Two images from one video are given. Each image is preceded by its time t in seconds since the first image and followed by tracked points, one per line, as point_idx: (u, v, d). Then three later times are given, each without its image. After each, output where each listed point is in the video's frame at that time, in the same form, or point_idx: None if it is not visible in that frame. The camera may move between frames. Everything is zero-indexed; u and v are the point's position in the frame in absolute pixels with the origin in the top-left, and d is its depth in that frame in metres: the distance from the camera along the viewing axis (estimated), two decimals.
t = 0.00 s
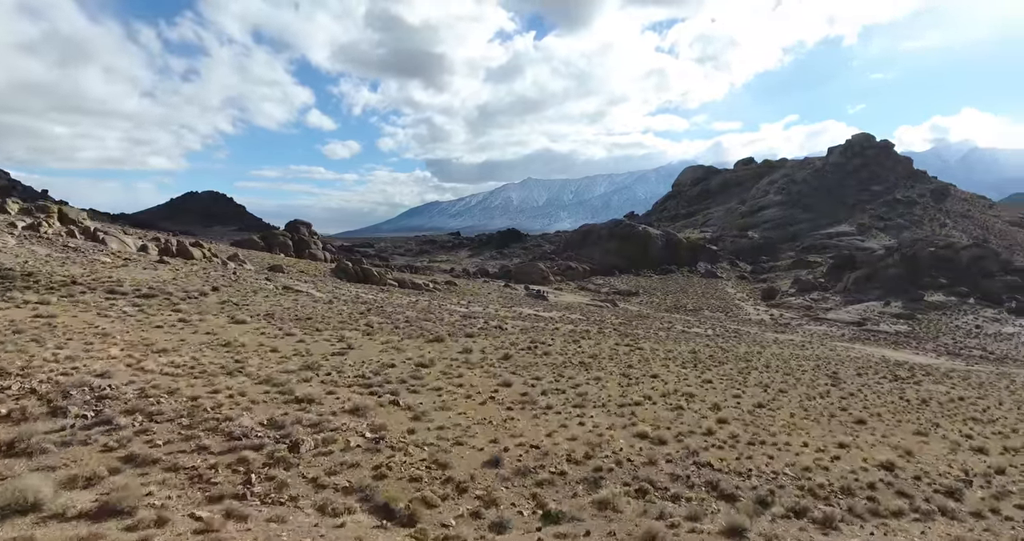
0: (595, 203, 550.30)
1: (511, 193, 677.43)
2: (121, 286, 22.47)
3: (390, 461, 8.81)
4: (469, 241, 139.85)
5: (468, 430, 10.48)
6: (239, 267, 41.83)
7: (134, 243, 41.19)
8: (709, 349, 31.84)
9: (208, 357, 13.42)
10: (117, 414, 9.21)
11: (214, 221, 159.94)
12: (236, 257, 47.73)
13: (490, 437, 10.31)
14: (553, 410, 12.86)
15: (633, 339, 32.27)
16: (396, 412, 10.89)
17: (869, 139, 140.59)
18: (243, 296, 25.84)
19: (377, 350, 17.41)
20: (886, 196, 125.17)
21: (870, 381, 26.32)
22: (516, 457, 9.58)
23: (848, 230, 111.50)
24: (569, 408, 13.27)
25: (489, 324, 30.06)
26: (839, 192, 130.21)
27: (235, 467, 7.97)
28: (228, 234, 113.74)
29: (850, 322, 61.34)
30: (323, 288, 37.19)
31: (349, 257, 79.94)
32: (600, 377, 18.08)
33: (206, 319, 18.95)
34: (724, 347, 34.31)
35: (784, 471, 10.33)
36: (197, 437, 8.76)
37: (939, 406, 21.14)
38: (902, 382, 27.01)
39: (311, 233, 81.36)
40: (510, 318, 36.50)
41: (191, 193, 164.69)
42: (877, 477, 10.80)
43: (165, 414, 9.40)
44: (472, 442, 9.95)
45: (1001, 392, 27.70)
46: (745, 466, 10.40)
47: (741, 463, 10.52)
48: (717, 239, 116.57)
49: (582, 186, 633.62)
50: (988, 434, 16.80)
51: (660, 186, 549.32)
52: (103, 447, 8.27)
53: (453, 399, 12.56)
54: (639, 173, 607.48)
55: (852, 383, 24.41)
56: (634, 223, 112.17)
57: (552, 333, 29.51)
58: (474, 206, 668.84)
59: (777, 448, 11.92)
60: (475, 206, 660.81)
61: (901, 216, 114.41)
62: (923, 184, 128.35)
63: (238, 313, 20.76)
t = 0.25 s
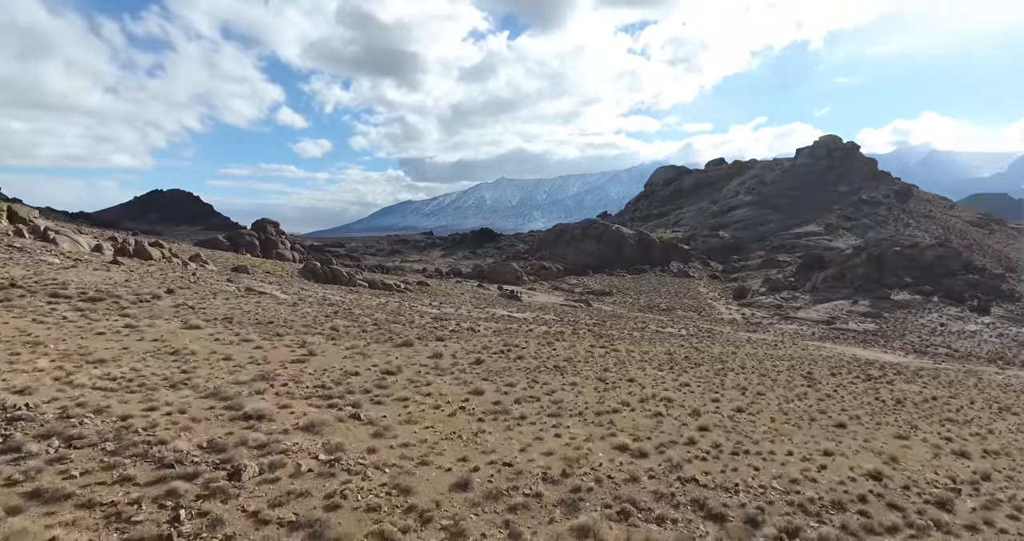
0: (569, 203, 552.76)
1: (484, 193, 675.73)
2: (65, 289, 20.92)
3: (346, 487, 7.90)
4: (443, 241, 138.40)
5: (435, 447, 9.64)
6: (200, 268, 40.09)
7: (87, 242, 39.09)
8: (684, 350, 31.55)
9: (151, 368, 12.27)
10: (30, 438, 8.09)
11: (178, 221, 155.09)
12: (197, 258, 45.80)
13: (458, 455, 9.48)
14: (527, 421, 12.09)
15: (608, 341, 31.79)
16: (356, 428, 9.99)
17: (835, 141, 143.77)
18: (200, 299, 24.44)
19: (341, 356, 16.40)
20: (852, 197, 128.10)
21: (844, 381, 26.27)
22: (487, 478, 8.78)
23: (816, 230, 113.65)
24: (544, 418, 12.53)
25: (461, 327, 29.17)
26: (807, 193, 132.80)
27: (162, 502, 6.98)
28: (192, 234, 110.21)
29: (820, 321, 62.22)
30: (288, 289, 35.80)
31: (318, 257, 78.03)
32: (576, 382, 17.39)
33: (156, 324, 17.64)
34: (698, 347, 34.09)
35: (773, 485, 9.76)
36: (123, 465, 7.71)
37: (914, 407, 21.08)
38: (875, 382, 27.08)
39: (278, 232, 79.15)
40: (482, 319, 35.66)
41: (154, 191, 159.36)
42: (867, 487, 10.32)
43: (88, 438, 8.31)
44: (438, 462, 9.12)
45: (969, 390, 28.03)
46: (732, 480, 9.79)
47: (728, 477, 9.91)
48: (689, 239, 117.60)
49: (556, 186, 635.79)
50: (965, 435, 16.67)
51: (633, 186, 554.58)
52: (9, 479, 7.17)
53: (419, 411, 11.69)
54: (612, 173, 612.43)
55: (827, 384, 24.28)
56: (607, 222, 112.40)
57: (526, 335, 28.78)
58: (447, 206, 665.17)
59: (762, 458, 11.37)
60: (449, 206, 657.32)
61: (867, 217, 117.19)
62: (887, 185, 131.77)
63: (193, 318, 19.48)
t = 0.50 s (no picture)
0: (549, 203, 553.71)
1: (464, 192, 673.11)
2: (14, 292, 19.51)
3: (307, 520, 7.04)
4: (421, 241, 136.88)
5: (408, 469, 8.80)
6: (167, 269, 38.51)
7: (46, 242, 37.24)
8: (668, 351, 31.09)
9: (96, 381, 11.15)
10: None
11: (148, 220, 150.87)
12: (165, 258, 44.07)
13: (435, 477, 8.67)
14: (509, 434, 11.31)
15: (590, 342, 31.15)
16: (321, 446, 9.07)
17: (810, 142, 145.93)
18: (163, 302, 23.15)
19: (310, 363, 15.42)
20: (828, 197, 130.05)
21: (829, 383, 26.07)
22: (466, 503, 7.98)
23: (792, 230, 115.05)
24: (527, 430, 11.74)
25: (439, 329, 28.28)
26: (784, 194, 134.46)
27: None
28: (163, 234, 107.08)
29: (798, 320, 62.71)
30: (260, 291, 34.49)
31: (293, 257, 76.23)
32: (560, 388, 16.66)
33: (110, 330, 16.41)
34: (681, 348, 33.66)
35: (774, 505, 9.14)
36: (43, 499, 6.66)
37: (900, 409, 20.88)
38: (859, 383, 26.99)
39: (252, 232, 77.16)
40: (461, 321, 34.77)
41: (124, 190, 154.77)
42: (870, 504, 9.78)
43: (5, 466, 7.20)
44: (412, 485, 8.29)
45: (949, 389, 28.16)
46: (731, 499, 9.15)
47: (725, 496, 9.29)
48: (668, 238, 118.09)
49: (536, 186, 636.38)
50: (956, 439, 16.42)
51: (612, 187, 557.71)
52: None
53: (393, 425, 10.83)
54: (592, 174, 615.28)
55: (812, 386, 24.03)
56: (588, 222, 112.22)
57: (507, 338, 27.98)
58: (426, 205, 661.08)
59: (759, 471, 10.78)
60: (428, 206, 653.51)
61: (842, 217, 119.08)
62: (861, 186, 134.11)
63: (152, 322, 18.24)
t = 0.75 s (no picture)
0: (541, 203, 553.43)
1: (456, 192, 671.17)
2: None
3: None
4: (413, 240, 135.74)
5: (393, 493, 8.02)
6: (150, 269, 37.41)
7: (24, 242, 36.03)
8: (664, 354, 30.41)
9: (54, 392, 10.25)
10: None
11: (136, 219, 148.71)
12: (149, 258, 42.90)
13: (423, 502, 7.88)
14: (504, 448, 10.56)
15: (585, 345, 30.40)
16: (298, 467, 8.27)
17: (802, 142, 146.27)
18: (142, 304, 22.15)
19: (292, 371, 14.56)
20: (820, 197, 130.32)
21: (830, 386, 25.51)
22: (456, 533, 7.21)
23: (786, 230, 115.01)
24: (523, 443, 10.99)
25: (430, 332, 27.39)
26: (776, 194, 134.55)
27: None
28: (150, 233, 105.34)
29: (793, 321, 62.40)
30: (245, 292, 33.50)
31: (283, 257, 75.05)
32: (556, 395, 15.89)
33: (79, 335, 15.44)
34: (678, 350, 33.02)
35: (791, 529, 8.45)
36: None
37: (905, 415, 20.34)
38: (859, 386, 26.52)
39: (240, 231, 75.88)
40: (453, 323, 33.94)
41: (111, 189, 152.49)
42: (893, 525, 9.13)
43: None
44: (397, 513, 7.50)
45: (950, 392, 27.73)
46: (744, 522, 8.46)
47: (739, 519, 8.59)
48: (661, 238, 117.76)
49: (528, 186, 635.99)
50: (966, 448, 15.89)
51: (604, 187, 558.21)
52: None
53: (378, 441, 10.03)
54: (584, 174, 615.66)
55: (814, 391, 23.46)
56: (581, 222, 111.61)
57: (500, 341, 27.14)
58: (419, 205, 658.82)
59: (772, 488, 10.09)
60: (420, 206, 651.32)
61: (834, 217, 119.29)
62: (853, 186, 134.49)
63: (126, 327, 17.27)
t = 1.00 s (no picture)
0: (538, 203, 552.93)
1: (452, 192, 669.77)
2: None
3: None
4: (409, 240, 134.80)
5: (378, 522, 7.24)
6: (138, 270, 36.49)
7: (8, 242, 35.02)
8: (665, 356, 29.69)
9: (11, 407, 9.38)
10: None
11: (129, 219, 147.27)
12: (138, 258, 41.93)
13: (411, 533, 7.10)
14: (502, 466, 9.77)
15: (585, 347, 29.61)
16: (274, 493, 7.48)
17: (799, 142, 146.07)
18: (124, 307, 21.24)
19: (278, 378, 13.72)
20: (817, 197, 130.12)
21: (836, 391, 24.86)
22: None
23: (783, 230, 114.62)
24: (522, 460, 10.22)
25: (424, 335, 26.51)
26: (774, 194, 134.25)
27: None
28: (143, 234, 104.04)
29: (792, 322, 61.92)
30: (234, 293, 32.55)
31: (276, 258, 74.08)
32: (555, 403, 15.11)
33: (51, 341, 14.54)
34: (678, 353, 32.26)
35: None
36: None
37: (916, 421, 19.68)
38: (865, 390, 25.90)
39: (233, 231, 74.90)
40: (448, 325, 33.11)
41: (104, 189, 150.92)
42: None
43: None
44: None
45: (957, 396, 27.14)
46: None
47: None
48: (659, 238, 117.23)
49: (525, 186, 635.41)
50: (984, 457, 15.24)
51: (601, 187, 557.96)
52: None
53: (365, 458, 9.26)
54: (580, 174, 615.47)
55: (820, 396, 22.79)
56: (578, 222, 110.93)
57: (496, 343, 26.33)
58: (415, 205, 657.41)
59: (791, 509, 9.37)
60: (417, 206, 649.83)
61: (832, 217, 119.05)
62: (850, 186, 134.34)
63: (103, 332, 16.36)
